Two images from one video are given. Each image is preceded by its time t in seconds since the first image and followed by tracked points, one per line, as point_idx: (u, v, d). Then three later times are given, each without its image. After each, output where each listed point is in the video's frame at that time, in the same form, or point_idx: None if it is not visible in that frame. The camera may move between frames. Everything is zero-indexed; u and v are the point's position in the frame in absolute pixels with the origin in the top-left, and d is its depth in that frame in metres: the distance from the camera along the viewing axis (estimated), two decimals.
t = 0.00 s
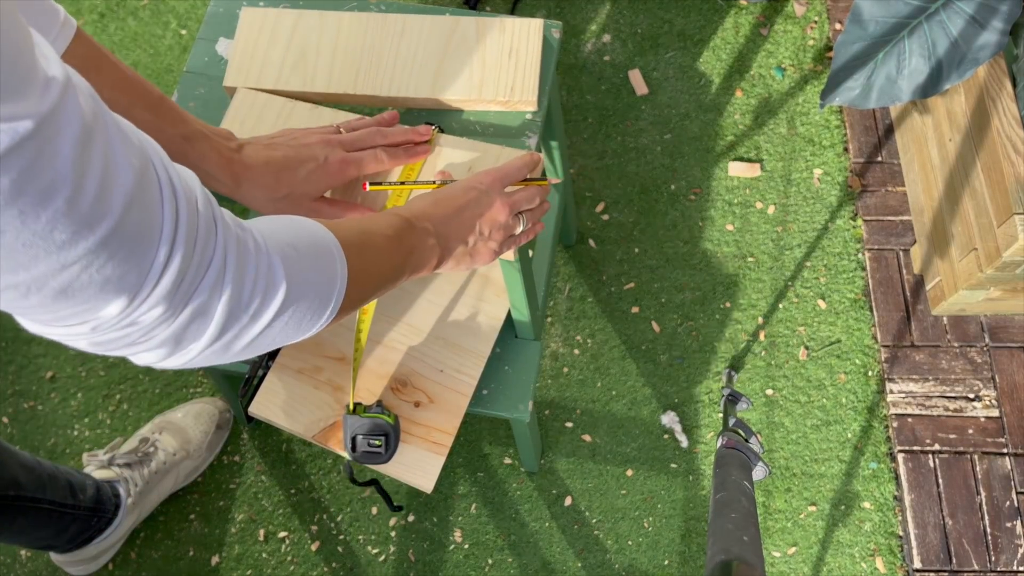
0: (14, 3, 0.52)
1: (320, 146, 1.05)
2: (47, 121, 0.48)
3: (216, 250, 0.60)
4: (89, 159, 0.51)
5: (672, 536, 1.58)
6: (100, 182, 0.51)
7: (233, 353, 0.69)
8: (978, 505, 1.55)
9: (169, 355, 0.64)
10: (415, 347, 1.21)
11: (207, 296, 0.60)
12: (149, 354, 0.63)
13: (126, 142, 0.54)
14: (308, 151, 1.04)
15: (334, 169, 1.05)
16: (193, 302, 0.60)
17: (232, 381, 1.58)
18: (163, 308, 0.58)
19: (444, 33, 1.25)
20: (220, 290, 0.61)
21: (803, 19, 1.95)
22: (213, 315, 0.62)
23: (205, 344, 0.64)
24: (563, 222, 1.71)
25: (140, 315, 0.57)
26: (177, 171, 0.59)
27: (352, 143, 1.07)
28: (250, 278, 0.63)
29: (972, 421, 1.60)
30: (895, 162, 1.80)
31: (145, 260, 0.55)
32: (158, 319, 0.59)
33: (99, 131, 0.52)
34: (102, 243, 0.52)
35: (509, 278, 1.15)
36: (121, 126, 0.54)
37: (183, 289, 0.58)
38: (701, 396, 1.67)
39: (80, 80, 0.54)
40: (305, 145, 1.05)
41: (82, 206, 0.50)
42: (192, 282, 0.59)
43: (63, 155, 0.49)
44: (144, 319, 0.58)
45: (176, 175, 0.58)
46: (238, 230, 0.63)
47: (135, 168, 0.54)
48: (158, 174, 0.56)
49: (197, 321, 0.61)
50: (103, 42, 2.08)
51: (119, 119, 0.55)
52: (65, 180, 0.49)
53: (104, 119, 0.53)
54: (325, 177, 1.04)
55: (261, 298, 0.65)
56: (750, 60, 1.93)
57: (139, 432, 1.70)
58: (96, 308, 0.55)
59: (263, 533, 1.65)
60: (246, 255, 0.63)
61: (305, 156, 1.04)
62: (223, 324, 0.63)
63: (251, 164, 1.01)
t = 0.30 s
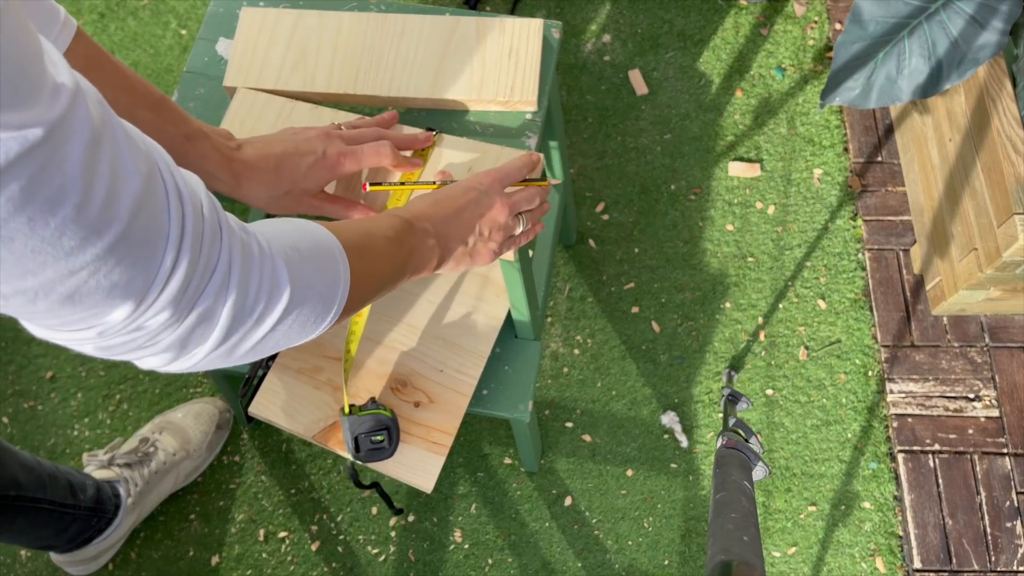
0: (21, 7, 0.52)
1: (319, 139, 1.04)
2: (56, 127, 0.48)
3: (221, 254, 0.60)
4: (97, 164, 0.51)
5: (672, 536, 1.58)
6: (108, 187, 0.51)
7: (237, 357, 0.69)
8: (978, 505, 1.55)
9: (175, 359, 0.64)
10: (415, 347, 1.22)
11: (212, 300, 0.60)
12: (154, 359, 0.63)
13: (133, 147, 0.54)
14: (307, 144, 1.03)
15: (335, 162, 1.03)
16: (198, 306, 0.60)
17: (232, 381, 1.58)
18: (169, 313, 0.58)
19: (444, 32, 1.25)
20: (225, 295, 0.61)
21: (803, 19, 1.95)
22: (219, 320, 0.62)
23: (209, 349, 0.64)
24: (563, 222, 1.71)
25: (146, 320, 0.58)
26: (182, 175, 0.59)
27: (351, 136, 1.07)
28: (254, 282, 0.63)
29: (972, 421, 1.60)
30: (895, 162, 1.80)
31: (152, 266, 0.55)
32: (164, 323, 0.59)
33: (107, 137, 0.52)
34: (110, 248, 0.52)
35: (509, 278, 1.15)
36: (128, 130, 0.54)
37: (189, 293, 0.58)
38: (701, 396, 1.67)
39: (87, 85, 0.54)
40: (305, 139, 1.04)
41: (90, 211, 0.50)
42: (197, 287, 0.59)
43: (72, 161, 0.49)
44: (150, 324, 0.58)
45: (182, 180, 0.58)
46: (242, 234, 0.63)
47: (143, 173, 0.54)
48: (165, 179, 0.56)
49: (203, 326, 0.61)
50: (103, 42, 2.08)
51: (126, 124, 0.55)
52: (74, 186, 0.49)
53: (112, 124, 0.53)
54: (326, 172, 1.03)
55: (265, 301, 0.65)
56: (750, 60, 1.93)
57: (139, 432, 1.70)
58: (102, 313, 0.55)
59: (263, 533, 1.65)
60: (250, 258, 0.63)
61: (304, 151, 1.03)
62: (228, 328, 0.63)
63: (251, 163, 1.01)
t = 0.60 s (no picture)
0: (21, 11, 0.52)
1: (315, 145, 1.04)
2: (58, 132, 0.48)
3: (224, 256, 0.60)
4: (98, 168, 0.51)
5: (672, 536, 1.58)
6: (109, 190, 0.51)
7: (239, 359, 0.69)
8: (978, 505, 1.54)
9: (177, 362, 0.64)
10: (414, 347, 1.22)
11: (215, 302, 0.60)
12: (157, 362, 0.63)
13: (134, 150, 0.54)
14: (303, 149, 1.03)
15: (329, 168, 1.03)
16: (201, 308, 0.60)
17: (232, 381, 1.58)
18: (172, 316, 0.58)
19: (444, 33, 1.25)
20: (228, 296, 0.61)
21: (803, 19, 1.95)
22: (221, 322, 0.62)
23: (213, 350, 0.64)
24: (563, 222, 1.71)
25: (149, 323, 0.57)
26: (183, 178, 0.59)
27: (349, 140, 1.06)
28: (257, 282, 0.63)
29: (972, 421, 1.60)
30: (895, 162, 1.80)
31: (155, 268, 0.55)
32: (167, 326, 0.58)
33: (108, 140, 0.52)
34: (113, 252, 0.52)
35: (509, 278, 1.15)
36: (129, 134, 0.54)
37: (191, 296, 0.58)
38: (701, 396, 1.67)
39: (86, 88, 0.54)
40: (301, 145, 1.04)
41: (93, 214, 0.50)
42: (199, 289, 0.59)
43: (74, 166, 0.49)
44: (153, 327, 0.58)
45: (183, 182, 0.58)
46: (243, 235, 0.63)
47: (144, 175, 0.54)
48: (166, 181, 0.56)
49: (205, 328, 0.61)
50: (103, 42, 2.08)
51: (126, 127, 0.55)
52: (76, 189, 0.49)
53: (113, 127, 0.53)
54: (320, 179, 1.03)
55: (267, 302, 0.65)
56: (750, 60, 1.93)
57: (139, 433, 1.70)
58: (105, 317, 0.55)
59: (263, 533, 1.65)
60: (252, 259, 0.63)
61: (299, 156, 1.03)
62: (232, 329, 0.63)
63: (246, 167, 1.01)
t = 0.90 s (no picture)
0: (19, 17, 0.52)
1: (316, 142, 1.04)
2: (52, 143, 0.48)
3: (218, 267, 0.60)
4: (91, 178, 0.51)
5: (672, 536, 1.58)
6: (102, 202, 0.51)
7: (234, 367, 0.69)
8: (978, 505, 1.54)
9: (170, 371, 0.64)
10: (414, 346, 1.22)
11: (208, 313, 0.60)
12: (149, 371, 0.63)
13: (129, 160, 0.54)
14: (303, 146, 1.03)
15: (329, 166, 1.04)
16: (193, 319, 0.60)
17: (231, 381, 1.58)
18: (163, 327, 0.58)
19: (444, 33, 1.25)
20: (222, 307, 0.61)
21: (803, 19, 1.95)
22: (214, 333, 0.62)
23: (205, 361, 0.64)
24: (563, 221, 1.71)
25: (140, 334, 0.57)
26: (180, 187, 0.59)
27: (349, 136, 1.06)
28: (252, 293, 0.63)
29: (972, 421, 1.60)
30: (895, 162, 1.80)
31: (146, 280, 0.55)
32: (158, 337, 0.59)
33: (104, 150, 0.52)
34: (104, 263, 0.52)
35: (509, 278, 1.15)
36: (125, 142, 0.54)
37: (182, 307, 0.58)
38: (701, 396, 1.67)
39: (83, 95, 0.54)
40: (301, 143, 1.03)
41: (84, 226, 0.50)
42: (192, 300, 0.59)
43: (66, 177, 0.49)
44: (143, 338, 0.58)
45: (180, 192, 0.58)
46: (240, 245, 0.62)
47: (139, 186, 0.54)
48: (161, 191, 0.56)
49: (197, 339, 0.61)
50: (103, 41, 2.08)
51: (123, 135, 0.55)
52: (68, 201, 0.49)
53: (109, 136, 0.52)
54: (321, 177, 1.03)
55: (262, 312, 0.65)
56: (750, 60, 1.93)
57: (139, 433, 1.70)
58: (94, 328, 0.55)
59: (263, 533, 1.65)
60: (248, 269, 0.63)
61: (299, 153, 1.03)
62: (225, 340, 0.63)
63: (247, 164, 1.01)
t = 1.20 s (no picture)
0: None
1: (317, 142, 1.03)
2: None
3: (92, 370, 0.62)
4: None
5: (672, 536, 1.58)
6: None
7: (102, 461, 0.70)
8: (978, 505, 1.55)
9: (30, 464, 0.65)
10: (415, 346, 1.22)
11: (73, 414, 0.62)
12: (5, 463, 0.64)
13: (28, 263, 0.58)
14: (304, 147, 1.03)
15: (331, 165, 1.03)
16: (54, 419, 0.62)
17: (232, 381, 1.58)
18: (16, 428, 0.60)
19: (445, 34, 1.25)
20: (89, 409, 0.63)
21: (803, 19, 1.95)
22: (76, 433, 0.64)
23: (64, 461, 0.65)
24: (563, 221, 1.71)
25: None
26: (78, 289, 0.63)
27: (351, 138, 1.05)
28: (124, 398, 0.65)
29: (972, 421, 1.60)
30: (895, 162, 1.80)
31: (8, 382, 0.58)
32: (10, 438, 0.61)
33: None
34: None
35: (509, 278, 1.15)
36: (31, 246, 0.59)
37: (42, 409, 0.60)
38: (700, 395, 1.67)
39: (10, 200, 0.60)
40: (304, 143, 1.03)
41: None
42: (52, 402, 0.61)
43: None
44: None
45: (75, 294, 0.62)
46: (125, 349, 0.65)
47: (26, 290, 0.58)
48: (52, 292, 0.60)
49: (57, 437, 0.63)
50: (103, 42, 2.08)
51: (34, 239, 0.60)
52: None
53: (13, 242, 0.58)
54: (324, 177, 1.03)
55: (134, 414, 0.66)
56: (750, 60, 1.93)
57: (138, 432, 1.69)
58: None
59: (263, 533, 1.65)
60: (128, 372, 0.64)
61: (300, 153, 1.02)
62: (87, 442, 0.65)
63: (248, 166, 1.01)
